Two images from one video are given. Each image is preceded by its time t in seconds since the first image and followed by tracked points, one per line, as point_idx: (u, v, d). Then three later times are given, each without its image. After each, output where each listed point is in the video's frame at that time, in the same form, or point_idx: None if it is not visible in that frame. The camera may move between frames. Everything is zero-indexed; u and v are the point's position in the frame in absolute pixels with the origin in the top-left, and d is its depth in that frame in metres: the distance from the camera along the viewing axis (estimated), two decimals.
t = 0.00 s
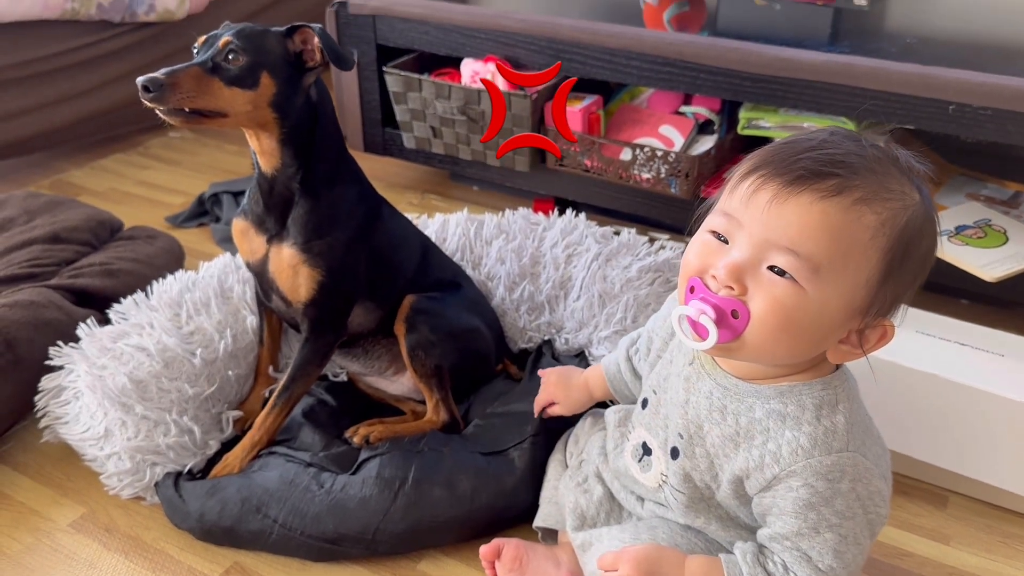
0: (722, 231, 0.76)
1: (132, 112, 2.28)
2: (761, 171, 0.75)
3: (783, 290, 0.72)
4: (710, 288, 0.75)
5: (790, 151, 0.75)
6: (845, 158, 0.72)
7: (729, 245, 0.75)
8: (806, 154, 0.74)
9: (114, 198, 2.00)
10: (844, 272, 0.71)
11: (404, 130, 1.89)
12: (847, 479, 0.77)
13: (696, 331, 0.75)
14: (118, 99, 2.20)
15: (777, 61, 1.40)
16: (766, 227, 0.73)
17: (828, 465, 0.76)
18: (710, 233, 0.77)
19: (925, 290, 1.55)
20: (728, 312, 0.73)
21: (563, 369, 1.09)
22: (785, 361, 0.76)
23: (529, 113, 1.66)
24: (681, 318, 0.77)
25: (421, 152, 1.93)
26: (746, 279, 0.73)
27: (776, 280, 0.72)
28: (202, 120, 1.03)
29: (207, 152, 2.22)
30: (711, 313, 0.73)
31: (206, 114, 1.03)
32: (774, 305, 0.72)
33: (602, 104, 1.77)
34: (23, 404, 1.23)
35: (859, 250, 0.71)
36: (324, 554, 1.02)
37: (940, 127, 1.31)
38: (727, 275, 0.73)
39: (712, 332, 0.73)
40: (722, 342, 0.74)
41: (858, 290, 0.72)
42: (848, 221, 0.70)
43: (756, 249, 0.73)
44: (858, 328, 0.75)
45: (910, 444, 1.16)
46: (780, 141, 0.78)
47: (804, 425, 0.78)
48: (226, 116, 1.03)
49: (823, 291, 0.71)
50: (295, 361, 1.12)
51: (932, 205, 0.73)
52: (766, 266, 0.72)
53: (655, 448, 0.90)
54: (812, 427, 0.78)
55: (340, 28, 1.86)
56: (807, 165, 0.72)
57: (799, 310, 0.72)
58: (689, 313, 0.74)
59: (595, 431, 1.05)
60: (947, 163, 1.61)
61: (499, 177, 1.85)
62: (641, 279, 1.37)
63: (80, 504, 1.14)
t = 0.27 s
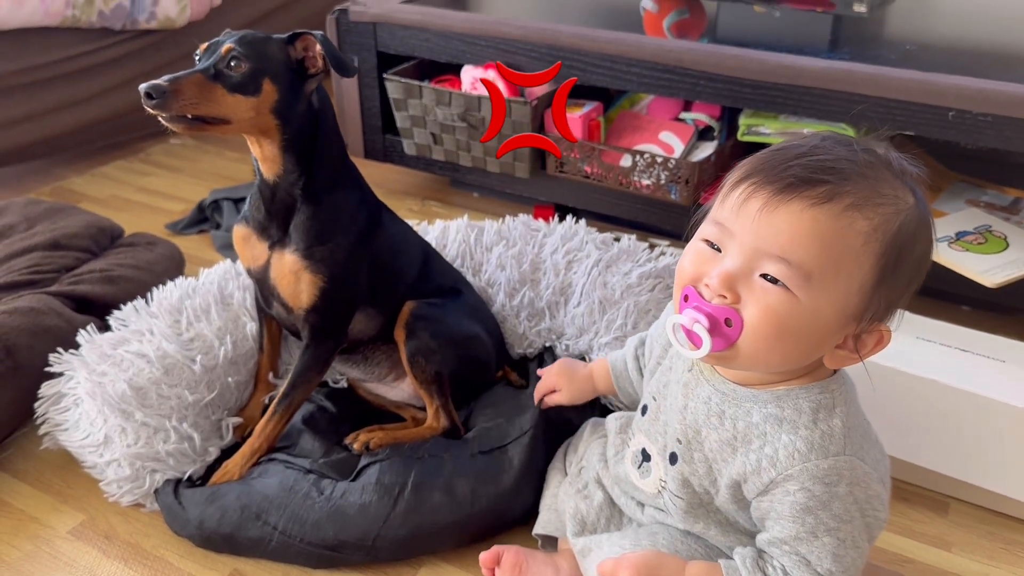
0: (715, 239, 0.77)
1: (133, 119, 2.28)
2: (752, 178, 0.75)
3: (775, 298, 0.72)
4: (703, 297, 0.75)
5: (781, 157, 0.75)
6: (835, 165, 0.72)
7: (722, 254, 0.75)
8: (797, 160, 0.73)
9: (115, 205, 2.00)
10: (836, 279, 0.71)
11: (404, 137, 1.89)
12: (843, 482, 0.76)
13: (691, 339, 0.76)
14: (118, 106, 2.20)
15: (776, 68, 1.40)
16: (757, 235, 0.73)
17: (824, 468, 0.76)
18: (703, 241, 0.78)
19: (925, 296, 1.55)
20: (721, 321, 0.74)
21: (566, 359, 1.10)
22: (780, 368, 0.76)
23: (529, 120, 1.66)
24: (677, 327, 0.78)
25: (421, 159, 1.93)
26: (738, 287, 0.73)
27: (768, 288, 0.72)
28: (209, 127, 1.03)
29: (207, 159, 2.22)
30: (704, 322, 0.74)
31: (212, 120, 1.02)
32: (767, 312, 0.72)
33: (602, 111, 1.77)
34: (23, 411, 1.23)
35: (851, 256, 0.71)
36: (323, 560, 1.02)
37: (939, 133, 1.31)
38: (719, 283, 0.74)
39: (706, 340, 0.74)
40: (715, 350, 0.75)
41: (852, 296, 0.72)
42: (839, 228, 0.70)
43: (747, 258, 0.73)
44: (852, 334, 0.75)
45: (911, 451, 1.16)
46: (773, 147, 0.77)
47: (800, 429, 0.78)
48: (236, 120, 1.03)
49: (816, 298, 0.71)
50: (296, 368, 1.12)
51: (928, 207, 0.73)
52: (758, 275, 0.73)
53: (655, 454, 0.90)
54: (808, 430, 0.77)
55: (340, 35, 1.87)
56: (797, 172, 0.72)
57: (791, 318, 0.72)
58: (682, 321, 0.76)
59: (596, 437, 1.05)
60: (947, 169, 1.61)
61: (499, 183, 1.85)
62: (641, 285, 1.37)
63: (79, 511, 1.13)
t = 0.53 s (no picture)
0: (697, 247, 0.77)
1: (133, 124, 2.28)
2: (734, 188, 0.75)
3: (757, 307, 0.72)
4: (686, 305, 0.76)
5: (764, 166, 0.74)
6: (818, 176, 0.71)
7: (705, 263, 0.76)
8: (780, 169, 0.73)
9: (115, 209, 2.00)
10: (817, 288, 0.71)
11: (404, 142, 1.89)
12: (829, 478, 0.77)
13: (674, 348, 0.76)
14: (118, 111, 2.20)
15: (776, 73, 1.41)
16: (738, 245, 0.73)
17: (810, 464, 0.76)
18: (687, 248, 0.78)
19: (925, 300, 1.55)
20: (703, 330, 0.74)
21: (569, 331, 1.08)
22: (763, 373, 0.77)
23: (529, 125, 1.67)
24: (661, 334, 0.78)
25: (421, 163, 1.93)
26: (720, 298, 0.73)
27: (750, 297, 0.72)
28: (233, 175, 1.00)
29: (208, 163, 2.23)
30: (686, 331, 0.75)
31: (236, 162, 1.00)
32: (748, 321, 0.73)
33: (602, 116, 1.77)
34: (22, 416, 1.23)
35: (833, 266, 0.71)
36: (323, 561, 1.02)
37: (938, 138, 1.32)
38: (701, 293, 0.74)
39: (688, 351, 0.74)
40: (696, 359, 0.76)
41: (833, 305, 0.72)
42: (820, 239, 0.70)
43: (729, 268, 0.73)
44: (835, 341, 0.75)
45: (911, 455, 1.16)
46: (756, 154, 0.77)
47: (784, 428, 0.78)
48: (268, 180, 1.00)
49: (797, 307, 0.72)
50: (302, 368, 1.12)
51: (912, 214, 0.72)
52: (739, 285, 0.73)
53: (649, 454, 0.89)
54: (794, 427, 0.77)
55: (340, 40, 1.87)
56: (780, 183, 0.72)
57: (771, 328, 0.72)
58: (665, 331, 0.76)
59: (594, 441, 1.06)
60: (946, 174, 1.61)
61: (499, 187, 1.85)
62: (641, 289, 1.37)
63: (78, 515, 1.13)
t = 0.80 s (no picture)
0: (668, 242, 0.77)
1: (133, 126, 2.29)
2: (703, 181, 0.75)
3: (728, 299, 0.73)
4: (658, 300, 0.76)
5: (731, 158, 0.74)
6: (785, 166, 0.72)
7: (675, 257, 0.76)
8: (748, 161, 0.73)
9: (115, 211, 2.00)
10: (787, 278, 0.72)
11: (404, 144, 1.89)
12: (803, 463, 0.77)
13: (647, 343, 0.76)
14: (119, 113, 2.20)
15: (776, 75, 1.41)
16: (707, 237, 0.73)
17: (784, 452, 0.76)
18: (656, 243, 0.78)
19: (924, 302, 1.55)
20: (676, 324, 0.74)
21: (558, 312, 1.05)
22: (734, 365, 0.77)
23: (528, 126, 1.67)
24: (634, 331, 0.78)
25: (421, 165, 1.93)
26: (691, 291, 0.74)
27: (720, 290, 0.73)
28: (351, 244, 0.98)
29: (208, 165, 2.23)
30: (659, 327, 0.74)
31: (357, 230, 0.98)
32: (720, 313, 0.73)
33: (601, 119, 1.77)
34: (22, 417, 1.23)
35: (801, 255, 0.71)
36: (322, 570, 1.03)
37: (938, 140, 1.32)
38: (673, 288, 0.74)
39: (661, 345, 0.74)
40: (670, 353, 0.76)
41: (802, 294, 0.73)
42: (789, 228, 0.71)
43: (699, 261, 0.74)
44: (804, 331, 0.75)
45: (910, 457, 1.16)
46: (723, 146, 0.77)
47: (752, 420, 0.78)
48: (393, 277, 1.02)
49: (768, 298, 0.72)
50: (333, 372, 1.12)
51: (878, 201, 0.73)
52: (710, 277, 0.73)
53: (629, 458, 0.90)
54: (765, 417, 0.78)
55: (340, 42, 1.87)
56: (748, 174, 0.72)
57: (741, 318, 0.73)
58: (638, 328, 0.76)
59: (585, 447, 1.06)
60: (945, 176, 1.62)
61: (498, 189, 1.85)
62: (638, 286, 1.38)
63: (78, 517, 1.13)
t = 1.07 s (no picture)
0: (630, 235, 0.77)
1: (133, 126, 2.29)
2: (662, 172, 0.75)
3: (692, 288, 0.73)
4: (624, 292, 0.76)
5: (689, 150, 0.75)
6: (741, 155, 0.73)
7: (638, 250, 0.76)
8: (705, 152, 0.74)
9: (115, 211, 2.00)
10: (747, 265, 0.72)
11: (404, 144, 1.89)
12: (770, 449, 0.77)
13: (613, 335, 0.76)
14: (119, 113, 2.20)
15: (776, 75, 1.41)
16: (669, 227, 0.73)
17: (750, 439, 0.77)
18: (620, 237, 0.78)
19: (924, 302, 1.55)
20: (642, 315, 0.74)
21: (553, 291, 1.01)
22: (700, 355, 0.77)
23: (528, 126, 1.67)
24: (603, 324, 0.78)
25: (421, 165, 1.93)
26: (655, 281, 0.74)
27: (683, 279, 0.73)
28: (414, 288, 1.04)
29: (208, 165, 2.23)
30: (626, 317, 0.74)
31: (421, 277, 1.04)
32: (685, 301, 0.73)
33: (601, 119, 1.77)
34: (22, 417, 1.23)
35: (760, 241, 0.72)
36: None
37: (938, 140, 1.32)
38: (638, 279, 0.74)
39: (628, 336, 0.74)
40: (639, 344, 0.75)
41: (764, 280, 0.73)
42: (748, 214, 0.71)
43: (662, 251, 0.74)
44: (767, 318, 0.76)
45: (910, 457, 1.16)
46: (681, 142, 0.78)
47: (716, 412, 0.78)
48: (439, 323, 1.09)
49: (730, 286, 0.72)
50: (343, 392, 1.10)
51: (833, 191, 0.74)
52: (672, 267, 0.73)
53: (607, 461, 0.90)
54: (731, 407, 0.78)
55: (340, 42, 1.87)
56: (707, 163, 0.73)
57: (704, 304, 0.73)
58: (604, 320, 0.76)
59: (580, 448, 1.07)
60: (945, 176, 1.62)
61: (498, 189, 1.85)
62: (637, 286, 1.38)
63: (77, 516, 1.13)
